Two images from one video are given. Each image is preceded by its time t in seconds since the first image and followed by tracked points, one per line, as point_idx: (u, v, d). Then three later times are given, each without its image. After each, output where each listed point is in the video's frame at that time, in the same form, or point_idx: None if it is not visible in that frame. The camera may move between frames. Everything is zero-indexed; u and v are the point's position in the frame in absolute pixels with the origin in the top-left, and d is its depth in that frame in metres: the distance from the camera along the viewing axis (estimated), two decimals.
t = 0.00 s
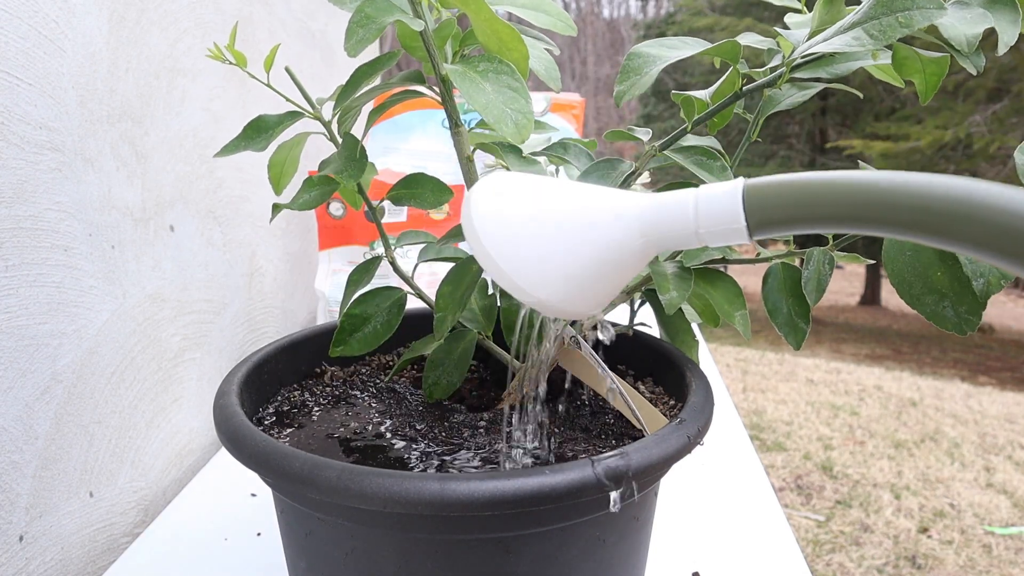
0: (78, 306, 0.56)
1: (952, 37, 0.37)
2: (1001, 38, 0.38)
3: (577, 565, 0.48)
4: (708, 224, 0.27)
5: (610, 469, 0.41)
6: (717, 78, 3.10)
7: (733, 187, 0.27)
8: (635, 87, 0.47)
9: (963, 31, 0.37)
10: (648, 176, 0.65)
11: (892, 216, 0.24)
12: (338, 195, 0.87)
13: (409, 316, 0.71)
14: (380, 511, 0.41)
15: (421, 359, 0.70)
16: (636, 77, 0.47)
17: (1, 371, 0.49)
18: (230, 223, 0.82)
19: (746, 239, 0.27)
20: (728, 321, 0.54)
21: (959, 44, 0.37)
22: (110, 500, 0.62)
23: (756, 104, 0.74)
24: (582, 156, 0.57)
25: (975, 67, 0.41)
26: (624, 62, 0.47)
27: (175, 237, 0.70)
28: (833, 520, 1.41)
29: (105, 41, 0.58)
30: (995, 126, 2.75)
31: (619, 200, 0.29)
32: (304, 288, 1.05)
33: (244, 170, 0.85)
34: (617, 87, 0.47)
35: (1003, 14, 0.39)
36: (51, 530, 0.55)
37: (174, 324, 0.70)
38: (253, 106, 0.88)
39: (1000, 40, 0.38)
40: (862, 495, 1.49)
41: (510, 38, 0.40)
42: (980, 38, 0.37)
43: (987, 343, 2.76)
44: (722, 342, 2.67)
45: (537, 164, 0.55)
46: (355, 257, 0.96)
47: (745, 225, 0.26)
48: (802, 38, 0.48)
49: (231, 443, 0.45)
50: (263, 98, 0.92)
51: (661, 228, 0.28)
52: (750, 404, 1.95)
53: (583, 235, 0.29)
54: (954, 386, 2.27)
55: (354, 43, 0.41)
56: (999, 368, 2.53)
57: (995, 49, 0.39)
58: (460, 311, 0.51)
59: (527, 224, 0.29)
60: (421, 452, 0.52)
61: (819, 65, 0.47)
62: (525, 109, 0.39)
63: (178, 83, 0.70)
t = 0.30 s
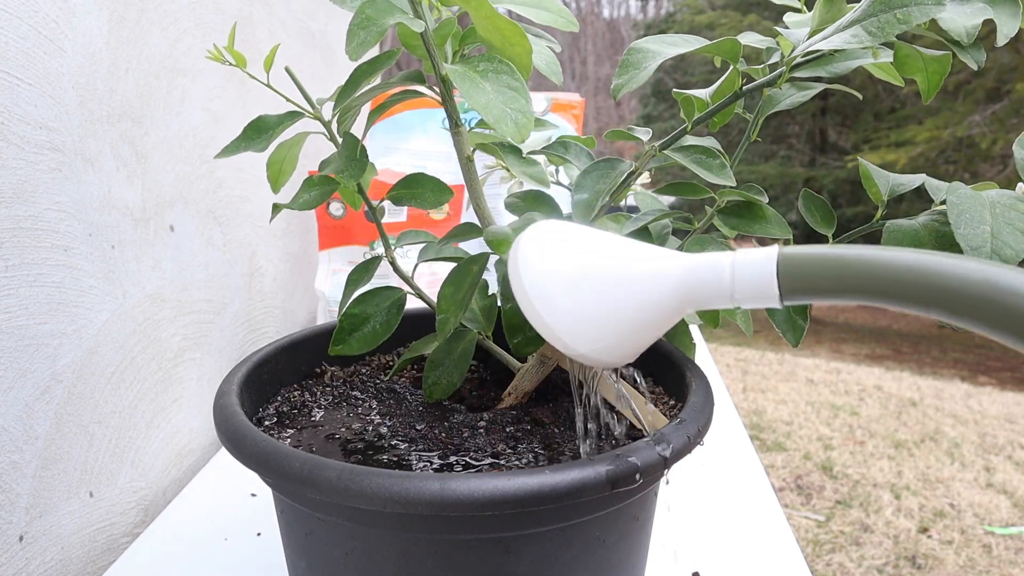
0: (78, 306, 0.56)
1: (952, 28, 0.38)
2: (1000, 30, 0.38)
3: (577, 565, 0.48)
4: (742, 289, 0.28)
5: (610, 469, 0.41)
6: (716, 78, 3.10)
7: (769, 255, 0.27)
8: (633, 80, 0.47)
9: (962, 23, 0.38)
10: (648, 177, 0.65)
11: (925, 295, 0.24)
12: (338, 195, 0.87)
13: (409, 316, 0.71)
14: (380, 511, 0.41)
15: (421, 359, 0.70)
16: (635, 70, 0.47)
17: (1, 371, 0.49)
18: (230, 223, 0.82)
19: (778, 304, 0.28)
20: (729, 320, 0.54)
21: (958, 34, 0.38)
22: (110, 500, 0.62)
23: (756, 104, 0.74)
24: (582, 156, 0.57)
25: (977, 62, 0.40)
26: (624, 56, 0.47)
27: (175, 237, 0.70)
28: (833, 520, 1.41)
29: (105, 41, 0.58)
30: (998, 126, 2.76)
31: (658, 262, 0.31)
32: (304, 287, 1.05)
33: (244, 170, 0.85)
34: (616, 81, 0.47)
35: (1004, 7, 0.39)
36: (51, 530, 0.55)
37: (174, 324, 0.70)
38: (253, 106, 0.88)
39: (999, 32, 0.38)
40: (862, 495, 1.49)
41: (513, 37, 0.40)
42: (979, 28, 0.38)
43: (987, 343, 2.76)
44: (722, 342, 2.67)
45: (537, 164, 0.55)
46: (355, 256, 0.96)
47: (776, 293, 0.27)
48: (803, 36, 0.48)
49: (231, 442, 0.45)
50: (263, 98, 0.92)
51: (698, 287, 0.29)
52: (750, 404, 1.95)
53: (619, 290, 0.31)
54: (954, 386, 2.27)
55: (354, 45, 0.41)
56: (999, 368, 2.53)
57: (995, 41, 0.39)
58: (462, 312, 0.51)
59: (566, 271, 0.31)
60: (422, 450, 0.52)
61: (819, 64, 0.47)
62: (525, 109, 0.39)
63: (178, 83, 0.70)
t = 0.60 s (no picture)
0: (78, 306, 0.56)
1: (951, 18, 0.37)
2: (999, 22, 0.38)
3: (577, 565, 0.48)
4: (856, 331, 0.25)
5: (611, 469, 0.41)
6: (716, 78, 3.10)
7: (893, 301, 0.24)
8: (633, 78, 0.47)
9: (960, 13, 0.37)
10: (647, 177, 0.65)
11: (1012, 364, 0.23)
12: (338, 195, 0.87)
13: (409, 316, 0.71)
14: (380, 511, 0.41)
15: (421, 359, 0.70)
16: (635, 69, 0.47)
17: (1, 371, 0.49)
18: (230, 223, 0.82)
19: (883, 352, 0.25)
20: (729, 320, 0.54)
21: (956, 24, 0.37)
22: (110, 500, 0.62)
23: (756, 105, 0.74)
24: (582, 156, 0.57)
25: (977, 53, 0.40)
26: (624, 54, 0.47)
27: (175, 236, 0.70)
28: (833, 520, 1.41)
29: (105, 41, 0.58)
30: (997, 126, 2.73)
31: (773, 283, 0.26)
32: (304, 287, 1.05)
33: (244, 170, 0.85)
34: (615, 77, 0.47)
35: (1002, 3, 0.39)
36: (51, 530, 0.55)
37: (174, 324, 0.70)
38: (253, 106, 0.88)
39: (997, 26, 0.38)
40: (862, 495, 1.49)
41: (512, 37, 0.40)
42: (977, 16, 0.37)
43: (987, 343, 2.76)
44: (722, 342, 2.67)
45: (537, 164, 0.55)
46: (356, 256, 0.96)
47: (892, 342, 0.24)
48: (801, 35, 0.48)
49: (231, 442, 0.45)
50: (263, 98, 0.92)
51: (812, 319, 0.25)
52: (750, 404, 1.95)
53: (743, 313, 0.25)
54: (954, 386, 2.27)
55: (353, 46, 0.41)
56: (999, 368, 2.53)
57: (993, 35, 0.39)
58: (461, 310, 0.51)
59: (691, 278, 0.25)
60: (422, 450, 0.52)
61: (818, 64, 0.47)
62: (525, 106, 0.39)
63: (178, 83, 0.70)
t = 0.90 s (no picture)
0: (78, 306, 0.56)
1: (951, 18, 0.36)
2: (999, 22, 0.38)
3: (576, 565, 0.48)
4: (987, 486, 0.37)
5: (611, 469, 0.41)
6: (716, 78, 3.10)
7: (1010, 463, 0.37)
8: (633, 75, 0.47)
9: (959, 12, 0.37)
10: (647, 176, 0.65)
11: None
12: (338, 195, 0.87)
13: (409, 316, 0.71)
14: (380, 511, 0.41)
15: (421, 359, 0.70)
16: (635, 65, 0.47)
17: (1, 371, 0.49)
18: (230, 223, 0.82)
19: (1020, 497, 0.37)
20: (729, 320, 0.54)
21: (957, 25, 0.35)
22: (110, 500, 0.62)
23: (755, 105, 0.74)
24: (582, 156, 0.57)
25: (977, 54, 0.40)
26: (624, 50, 0.47)
27: (175, 236, 0.70)
28: (833, 520, 1.41)
29: (105, 41, 0.58)
30: (995, 127, 2.77)
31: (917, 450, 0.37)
32: (304, 287, 1.05)
33: (244, 170, 0.85)
34: (615, 74, 0.47)
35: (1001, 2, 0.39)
36: (51, 530, 0.55)
37: (174, 324, 0.70)
38: (253, 105, 0.88)
39: (997, 25, 0.38)
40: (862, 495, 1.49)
41: (512, 35, 0.40)
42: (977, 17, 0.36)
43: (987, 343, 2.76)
44: (722, 342, 2.67)
45: (537, 164, 0.55)
46: (356, 256, 0.96)
47: None
48: (801, 35, 0.48)
49: (231, 442, 0.45)
50: (263, 97, 0.92)
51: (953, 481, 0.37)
52: (750, 404, 1.95)
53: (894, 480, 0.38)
54: (954, 386, 2.27)
55: (354, 43, 0.41)
56: (999, 368, 2.53)
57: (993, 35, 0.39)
58: (460, 309, 0.51)
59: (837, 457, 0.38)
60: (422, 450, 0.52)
61: (818, 63, 0.47)
62: (526, 104, 0.39)
63: (178, 83, 0.70)
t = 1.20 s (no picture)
0: (78, 306, 0.56)
1: (952, 25, 0.37)
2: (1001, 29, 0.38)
3: (576, 565, 0.48)
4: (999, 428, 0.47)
5: (611, 468, 0.41)
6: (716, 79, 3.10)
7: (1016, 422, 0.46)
8: (635, 80, 0.47)
9: (963, 19, 0.37)
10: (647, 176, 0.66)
11: None
12: (338, 195, 0.87)
13: (409, 316, 0.72)
14: (380, 511, 0.41)
15: (420, 359, 0.70)
16: (636, 69, 0.47)
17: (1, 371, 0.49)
18: (230, 223, 0.82)
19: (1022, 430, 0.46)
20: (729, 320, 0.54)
21: (958, 32, 0.37)
22: (110, 500, 0.62)
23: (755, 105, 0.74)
24: (582, 156, 0.57)
25: (977, 60, 0.40)
26: (624, 57, 0.47)
27: (175, 236, 0.70)
28: (833, 520, 1.41)
29: (105, 41, 0.58)
30: (995, 127, 2.77)
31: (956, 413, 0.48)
32: (304, 287, 1.05)
33: (244, 170, 0.85)
34: (617, 80, 0.47)
35: (1004, 7, 0.39)
36: (51, 530, 0.55)
37: (174, 324, 0.70)
38: (253, 106, 0.88)
39: (1000, 31, 0.38)
40: (862, 495, 1.49)
41: (512, 34, 0.40)
42: (979, 24, 0.37)
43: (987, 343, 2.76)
44: (722, 342, 2.68)
45: (537, 164, 0.55)
46: (355, 256, 0.96)
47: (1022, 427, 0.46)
48: (803, 37, 0.48)
49: (231, 442, 0.45)
50: (263, 97, 0.92)
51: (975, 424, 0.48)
52: (750, 405, 1.95)
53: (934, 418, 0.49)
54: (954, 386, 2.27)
55: (354, 43, 0.41)
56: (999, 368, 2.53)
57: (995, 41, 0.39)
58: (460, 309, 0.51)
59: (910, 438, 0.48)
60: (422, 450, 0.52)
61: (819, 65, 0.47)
62: (526, 105, 0.39)
63: (178, 83, 0.70)
